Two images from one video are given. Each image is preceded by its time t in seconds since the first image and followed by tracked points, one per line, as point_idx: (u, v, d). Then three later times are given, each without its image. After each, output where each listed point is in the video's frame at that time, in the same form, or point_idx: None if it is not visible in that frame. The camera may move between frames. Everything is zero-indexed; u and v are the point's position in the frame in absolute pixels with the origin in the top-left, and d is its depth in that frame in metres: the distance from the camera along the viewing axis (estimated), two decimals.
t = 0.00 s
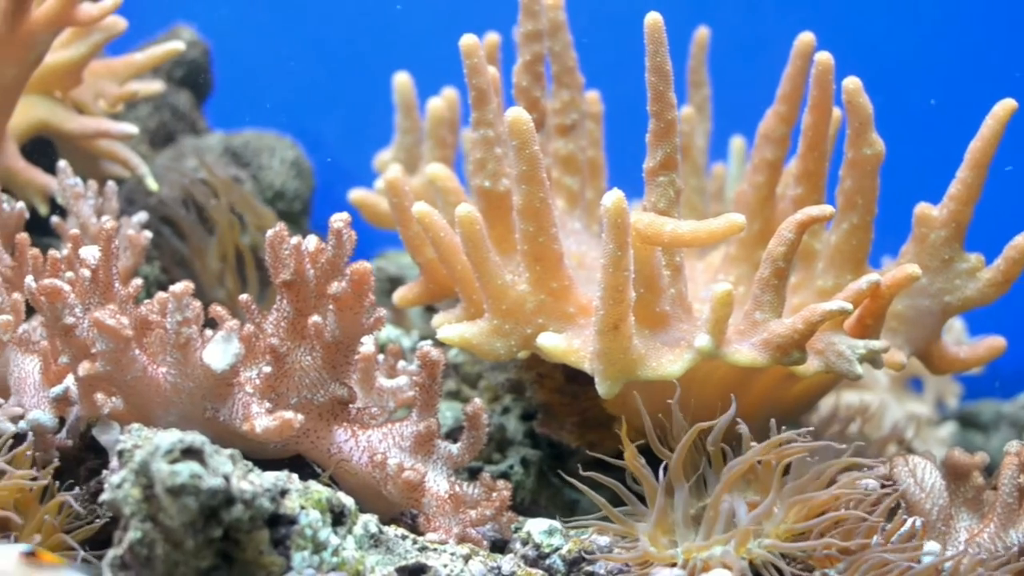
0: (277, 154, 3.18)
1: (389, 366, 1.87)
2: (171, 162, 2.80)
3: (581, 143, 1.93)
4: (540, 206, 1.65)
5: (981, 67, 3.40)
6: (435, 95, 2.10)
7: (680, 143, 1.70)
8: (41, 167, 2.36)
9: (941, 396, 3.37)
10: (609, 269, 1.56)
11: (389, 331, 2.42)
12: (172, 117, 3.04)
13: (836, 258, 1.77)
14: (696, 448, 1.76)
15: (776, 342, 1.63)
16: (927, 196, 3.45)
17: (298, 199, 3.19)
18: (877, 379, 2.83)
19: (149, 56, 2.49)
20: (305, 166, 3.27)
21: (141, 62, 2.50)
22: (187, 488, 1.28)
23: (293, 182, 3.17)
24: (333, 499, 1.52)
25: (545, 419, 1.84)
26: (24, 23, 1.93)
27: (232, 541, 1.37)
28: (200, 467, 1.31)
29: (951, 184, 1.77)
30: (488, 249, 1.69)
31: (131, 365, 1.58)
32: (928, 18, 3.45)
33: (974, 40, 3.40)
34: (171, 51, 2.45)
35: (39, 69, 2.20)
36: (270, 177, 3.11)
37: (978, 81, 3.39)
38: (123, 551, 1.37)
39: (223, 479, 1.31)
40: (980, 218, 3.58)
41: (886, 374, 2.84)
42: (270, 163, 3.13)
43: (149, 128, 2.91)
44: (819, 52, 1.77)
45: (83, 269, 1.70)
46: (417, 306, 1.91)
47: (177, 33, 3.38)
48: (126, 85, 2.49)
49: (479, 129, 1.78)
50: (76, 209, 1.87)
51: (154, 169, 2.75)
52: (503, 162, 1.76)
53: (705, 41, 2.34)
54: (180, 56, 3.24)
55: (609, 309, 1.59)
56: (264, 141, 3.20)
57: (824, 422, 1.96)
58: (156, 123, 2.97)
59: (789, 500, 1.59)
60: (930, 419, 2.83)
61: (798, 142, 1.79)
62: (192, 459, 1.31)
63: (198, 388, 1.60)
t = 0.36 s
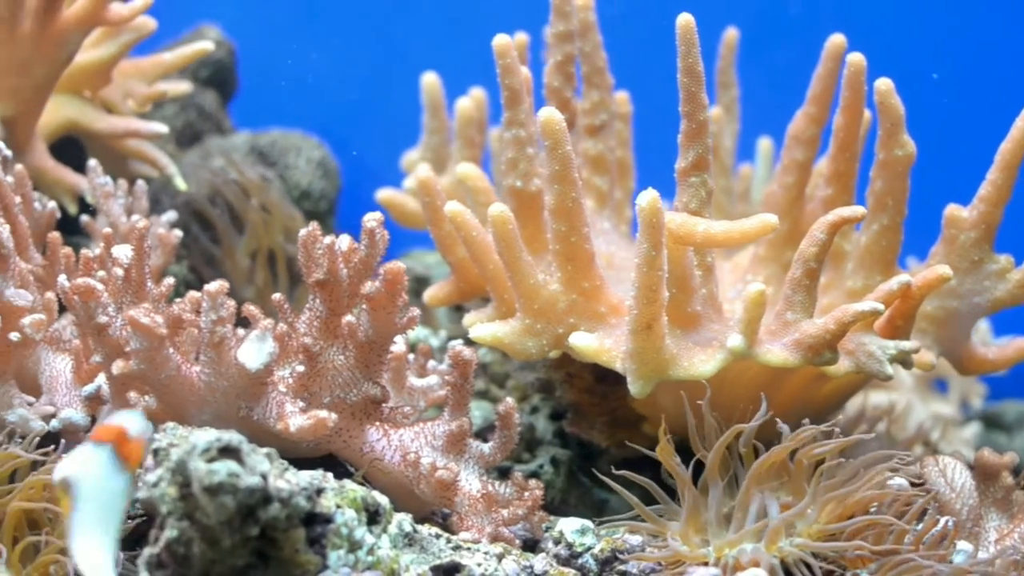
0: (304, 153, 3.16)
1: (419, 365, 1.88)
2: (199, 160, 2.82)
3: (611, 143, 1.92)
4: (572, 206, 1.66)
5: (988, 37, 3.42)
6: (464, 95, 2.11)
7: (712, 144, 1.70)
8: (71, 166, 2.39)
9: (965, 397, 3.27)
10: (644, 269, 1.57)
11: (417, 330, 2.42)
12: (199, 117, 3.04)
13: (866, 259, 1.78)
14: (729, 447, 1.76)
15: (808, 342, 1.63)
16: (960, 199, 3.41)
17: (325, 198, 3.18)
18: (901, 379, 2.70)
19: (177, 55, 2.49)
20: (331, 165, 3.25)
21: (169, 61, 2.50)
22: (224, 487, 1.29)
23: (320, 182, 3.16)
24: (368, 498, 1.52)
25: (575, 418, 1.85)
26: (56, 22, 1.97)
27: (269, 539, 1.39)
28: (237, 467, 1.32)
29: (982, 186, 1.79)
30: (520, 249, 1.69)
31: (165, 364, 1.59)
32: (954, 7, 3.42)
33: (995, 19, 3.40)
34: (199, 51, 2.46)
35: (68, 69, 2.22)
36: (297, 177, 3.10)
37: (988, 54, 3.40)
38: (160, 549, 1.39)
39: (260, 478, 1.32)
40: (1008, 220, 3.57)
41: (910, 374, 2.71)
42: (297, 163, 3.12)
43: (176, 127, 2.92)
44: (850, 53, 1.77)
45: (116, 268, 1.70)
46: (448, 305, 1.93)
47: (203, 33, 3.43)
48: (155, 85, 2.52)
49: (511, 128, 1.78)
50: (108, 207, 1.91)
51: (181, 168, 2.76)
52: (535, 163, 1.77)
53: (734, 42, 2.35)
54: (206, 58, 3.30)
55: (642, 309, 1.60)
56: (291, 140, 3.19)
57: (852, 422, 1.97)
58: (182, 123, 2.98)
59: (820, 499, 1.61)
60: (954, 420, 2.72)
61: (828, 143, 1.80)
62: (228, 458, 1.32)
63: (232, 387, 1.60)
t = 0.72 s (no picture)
0: (332, 153, 3.20)
1: (450, 365, 1.89)
2: (229, 157, 2.84)
3: (640, 144, 1.92)
4: (604, 205, 1.67)
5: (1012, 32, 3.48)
6: (493, 95, 2.12)
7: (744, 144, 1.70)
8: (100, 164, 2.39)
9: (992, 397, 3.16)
10: (678, 268, 1.57)
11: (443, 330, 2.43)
12: (225, 116, 3.05)
13: (897, 260, 1.79)
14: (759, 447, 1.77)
15: (840, 342, 1.64)
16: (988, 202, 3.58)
17: (353, 198, 3.20)
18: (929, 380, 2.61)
19: (206, 54, 2.49)
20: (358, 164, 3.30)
21: (198, 60, 2.52)
22: (263, 485, 1.31)
23: (348, 182, 3.19)
24: (403, 497, 1.53)
25: (605, 418, 1.86)
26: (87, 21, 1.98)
27: (305, 538, 1.40)
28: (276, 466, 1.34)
29: (1012, 187, 1.81)
30: (553, 248, 1.70)
31: (200, 363, 1.60)
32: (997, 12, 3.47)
33: None
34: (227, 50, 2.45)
35: (99, 68, 2.24)
36: (325, 176, 3.13)
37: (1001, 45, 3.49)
38: (197, 549, 1.41)
39: (298, 477, 1.34)
40: None
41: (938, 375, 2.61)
42: (325, 162, 3.15)
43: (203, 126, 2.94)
44: (879, 53, 1.76)
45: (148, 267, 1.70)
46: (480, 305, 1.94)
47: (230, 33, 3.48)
48: (183, 84, 2.53)
49: (544, 128, 1.81)
50: (138, 207, 1.92)
51: (210, 165, 2.79)
52: (566, 163, 1.79)
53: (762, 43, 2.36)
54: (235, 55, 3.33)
55: (675, 309, 1.60)
56: (319, 140, 3.23)
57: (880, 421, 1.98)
58: (209, 121, 3.00)
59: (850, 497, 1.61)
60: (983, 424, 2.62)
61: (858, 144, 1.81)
62: (265, 458, 1.35)
63: (266, 387, 1.60)
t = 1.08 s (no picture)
0: (359, 153, 3.20)
1: (481, 364, 1.90)
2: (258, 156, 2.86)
3: (669, 143, 1.92)
4: (636, 205, 1.68)
5: None
6: (522, 95, 2.13)
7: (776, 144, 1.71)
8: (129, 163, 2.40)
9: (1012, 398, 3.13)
10: (711, 267, 1.56)
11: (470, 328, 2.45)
12: (253, 116, 3.05)
13: (926, 260, 1.80)
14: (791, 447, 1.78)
15: (872, 342, 1.64)
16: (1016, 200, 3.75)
17: (380, 197, 3.20)
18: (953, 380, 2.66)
19: (236, 55, 2.53)
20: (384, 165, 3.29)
21: (228, 61, 2.54)
22: (301, 484, 1.31)
23: (375, 182, 3.20)
24: (440, 496, 1.53)
25: (635, 417, 1.87)
26: (118, 20, 1.98)
27: (343, 537, 1.42)
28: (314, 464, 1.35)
29: None
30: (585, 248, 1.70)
31: (235, 362, 1.60)
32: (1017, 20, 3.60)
33: None
34: (257, 50, 2.48)
35: (129, 68, 2.25)
36: (353, 176, 3.14)
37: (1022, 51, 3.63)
38: (234, 547, 1.42)
39: (336, 477, 1.36)
40: None
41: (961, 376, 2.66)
42: (353, 162, 3.16)
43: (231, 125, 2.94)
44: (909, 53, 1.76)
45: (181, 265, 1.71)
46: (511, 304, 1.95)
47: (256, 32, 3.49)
48: (212, 83, 2.57)
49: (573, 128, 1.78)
50: (169, 204, 1.93)
51: (240, 164, 2.80)
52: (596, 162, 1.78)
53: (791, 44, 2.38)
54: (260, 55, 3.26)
55: (708, 308, 1.61)
56: (345, 139, 3.24)
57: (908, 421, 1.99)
58: (237, 121, 2.99)
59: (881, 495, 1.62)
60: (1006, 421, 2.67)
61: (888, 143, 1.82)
62: (304, 456, 1.35)
63: (301, 385, 1.61)
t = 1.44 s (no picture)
0: (383, 152, 3.21)
1: (510, 363, 1.90)
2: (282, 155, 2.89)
3: (696, 144, 1.92)
4: (666, 205, 1.68)
5: None
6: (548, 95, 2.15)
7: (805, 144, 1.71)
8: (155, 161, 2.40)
9: None
10: (742, 267, 1.57)
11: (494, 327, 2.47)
12: (277, 115, 3.07)
13: (953, 259, 1.82)
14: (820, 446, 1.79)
15: (901, 341, 1.65)
16: None
17: (404, 196, 3.21)
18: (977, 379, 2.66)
19: (262, 54, 2.51)
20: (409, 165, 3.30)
21: (254, 60, 2.53)
22: (336, 482, 1.31)
23: (400, 181, 3.20)
24: (473, 495, 1.53)
25: (663, 416, 1.88)
26: (145, 18, 1.98)
27: (377, 536, 1.40)
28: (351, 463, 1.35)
29: None
30: (615, 247, 1.70)
31: (266, 362, 1.60)
32: None
33: None
34: (282, 49, 2.47)
35: (155, 67, 2.26)
36: (377, 175, 3.14)
37: None
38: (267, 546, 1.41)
39: (371, 474, 1.34)
40: None
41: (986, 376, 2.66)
42: (377, 161, 3.17)
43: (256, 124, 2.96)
44: (936, 53, 1.77)
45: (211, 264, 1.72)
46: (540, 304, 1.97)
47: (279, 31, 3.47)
48: (240, 81, 2.56)
49: (602, 129, 1.82)
50: (196, 203, 1.93)
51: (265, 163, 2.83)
52: (625, 162, 1.79)
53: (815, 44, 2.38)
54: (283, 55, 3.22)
55: (739, 308, 1.61)
56: (370, 139, 3.25)
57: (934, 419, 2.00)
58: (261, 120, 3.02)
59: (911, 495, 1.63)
60: None
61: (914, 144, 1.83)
62: (340, 454, 1.36)
63: (333, 384, 1.61)
